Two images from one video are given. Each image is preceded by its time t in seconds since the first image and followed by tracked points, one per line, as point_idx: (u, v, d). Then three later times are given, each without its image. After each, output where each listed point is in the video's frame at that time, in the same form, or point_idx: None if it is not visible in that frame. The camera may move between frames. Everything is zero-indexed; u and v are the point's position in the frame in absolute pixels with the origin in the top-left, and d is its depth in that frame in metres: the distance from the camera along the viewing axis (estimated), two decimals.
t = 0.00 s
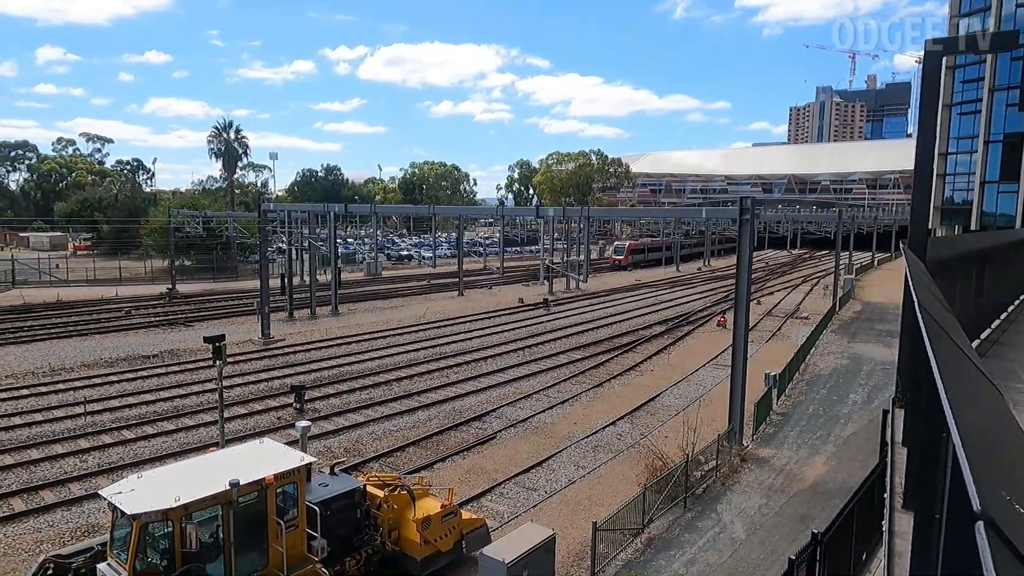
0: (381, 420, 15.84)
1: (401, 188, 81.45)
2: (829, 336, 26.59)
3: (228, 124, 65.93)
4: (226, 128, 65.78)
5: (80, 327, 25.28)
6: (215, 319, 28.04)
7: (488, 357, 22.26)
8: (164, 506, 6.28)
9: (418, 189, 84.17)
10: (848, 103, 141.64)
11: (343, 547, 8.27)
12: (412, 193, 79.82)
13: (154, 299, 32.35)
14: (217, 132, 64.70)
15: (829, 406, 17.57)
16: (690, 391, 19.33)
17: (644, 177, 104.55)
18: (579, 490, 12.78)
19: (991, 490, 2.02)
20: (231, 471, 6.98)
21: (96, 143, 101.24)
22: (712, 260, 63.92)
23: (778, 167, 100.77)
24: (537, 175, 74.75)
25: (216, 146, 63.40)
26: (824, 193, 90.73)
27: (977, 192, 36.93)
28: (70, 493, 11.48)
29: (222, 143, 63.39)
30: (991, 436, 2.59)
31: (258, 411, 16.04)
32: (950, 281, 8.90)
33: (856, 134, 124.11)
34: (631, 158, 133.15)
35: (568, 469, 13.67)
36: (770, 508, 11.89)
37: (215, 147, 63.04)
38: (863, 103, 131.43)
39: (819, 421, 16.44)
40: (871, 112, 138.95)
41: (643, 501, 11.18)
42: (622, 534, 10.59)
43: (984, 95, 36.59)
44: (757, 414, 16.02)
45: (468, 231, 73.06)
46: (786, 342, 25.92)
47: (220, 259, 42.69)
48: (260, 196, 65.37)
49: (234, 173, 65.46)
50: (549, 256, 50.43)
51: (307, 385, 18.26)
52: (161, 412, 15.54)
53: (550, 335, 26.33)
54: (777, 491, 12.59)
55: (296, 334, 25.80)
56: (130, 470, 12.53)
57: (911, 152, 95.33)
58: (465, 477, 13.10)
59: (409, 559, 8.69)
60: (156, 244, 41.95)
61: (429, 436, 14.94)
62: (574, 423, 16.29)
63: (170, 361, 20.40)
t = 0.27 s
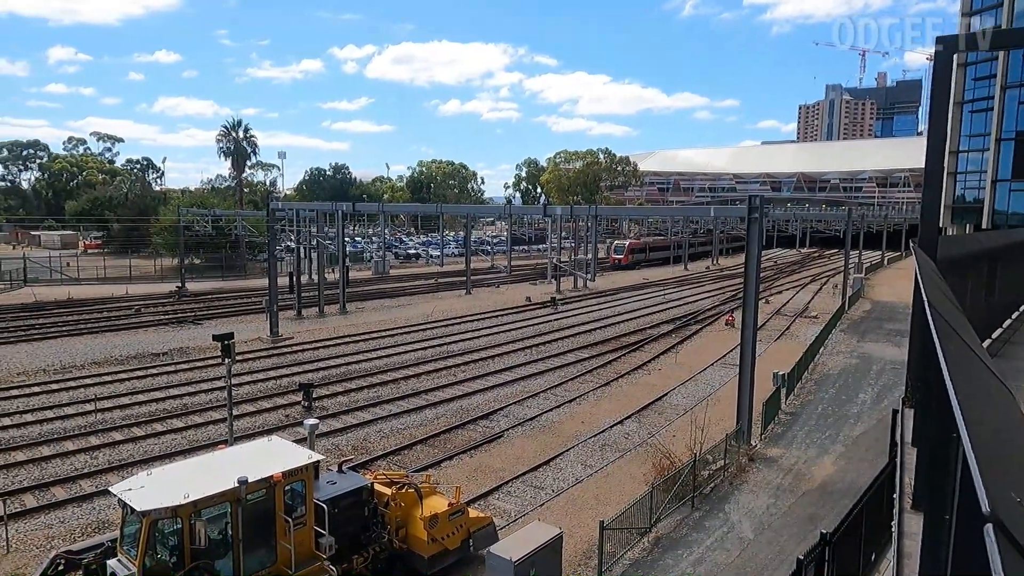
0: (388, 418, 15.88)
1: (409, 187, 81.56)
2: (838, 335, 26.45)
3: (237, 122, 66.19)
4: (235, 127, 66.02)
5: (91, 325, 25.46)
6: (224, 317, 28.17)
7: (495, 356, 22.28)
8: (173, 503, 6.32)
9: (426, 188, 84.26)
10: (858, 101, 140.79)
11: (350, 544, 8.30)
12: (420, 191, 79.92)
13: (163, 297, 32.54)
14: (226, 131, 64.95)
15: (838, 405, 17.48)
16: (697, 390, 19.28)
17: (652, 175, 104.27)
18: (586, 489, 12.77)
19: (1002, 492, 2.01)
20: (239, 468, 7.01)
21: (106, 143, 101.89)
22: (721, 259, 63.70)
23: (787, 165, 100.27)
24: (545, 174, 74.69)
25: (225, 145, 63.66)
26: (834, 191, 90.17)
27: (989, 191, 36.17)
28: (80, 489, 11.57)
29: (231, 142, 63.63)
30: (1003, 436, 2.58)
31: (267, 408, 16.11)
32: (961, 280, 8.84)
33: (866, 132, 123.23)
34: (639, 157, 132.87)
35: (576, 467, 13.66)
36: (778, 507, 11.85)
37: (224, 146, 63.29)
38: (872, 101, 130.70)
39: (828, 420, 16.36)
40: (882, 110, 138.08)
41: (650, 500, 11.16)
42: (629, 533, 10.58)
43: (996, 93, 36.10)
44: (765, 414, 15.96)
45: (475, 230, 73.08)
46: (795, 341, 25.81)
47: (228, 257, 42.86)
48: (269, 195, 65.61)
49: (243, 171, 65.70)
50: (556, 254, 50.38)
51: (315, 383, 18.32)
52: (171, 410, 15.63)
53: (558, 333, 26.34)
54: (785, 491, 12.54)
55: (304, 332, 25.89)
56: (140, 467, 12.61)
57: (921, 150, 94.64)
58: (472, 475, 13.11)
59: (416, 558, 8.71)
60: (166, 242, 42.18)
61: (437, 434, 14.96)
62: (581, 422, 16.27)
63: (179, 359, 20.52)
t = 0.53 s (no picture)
0: (397, 416, 15.93)
1: (417, 185, 81.68)
2: (848, 334, 26.30)
3: (246, 121, 66.51)
4: (244, 125, 66.26)
5: (102, 322, 25.65)
6: (233, 315, 28.30)
7: (503, 353, 22.30)
8: (183, 498, 6.36)
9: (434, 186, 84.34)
10: (869, 98, 139.79)
11: (359, 540, 8.31)
12: (428, 189, 80.00)
13: (174, 294, 32.75)
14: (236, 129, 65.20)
15: (848, 405, 17.38)
16: (706, 389, 19.24)
17: (661, 173, 103.94)
18: (593, 487, 12.76)
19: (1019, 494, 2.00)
20: (249, 464, 7.04)
21: (116, 141, 102.59)
22: (730, 257, 63.46)
23: (797, 163, 99.71)
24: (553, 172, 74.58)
25: (235, 143, 63.92)
26: (844, 189, 89.59)
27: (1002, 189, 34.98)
28: (92, 485, 11.67)
29: (240, 141, 63.86)
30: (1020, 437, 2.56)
31: (276, 405, 16.19)
32: (973, 279, 8.77)
33: (877, 129, 122.24)
34: (647, 154, 132.50)
35: (583, 465, 13.66)
36: (787, 506, 11.80)
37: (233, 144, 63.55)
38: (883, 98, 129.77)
39: (837, 419, 16.28)
40: (893, 108, 137.17)
41: (658, 499, 11.14)
42: (637, 531, 10.57)
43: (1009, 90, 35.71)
44: (774, 412, 15.89)
45: (483, 227, 73.11)
46: (805, 340, 25.66)
47: (238, 255, 43.05)
48: (277, 193, 65.84)
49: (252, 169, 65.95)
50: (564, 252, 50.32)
51: (323, 380, 18.41)
52: (181, 406, 15.74)
53: (566, 331, 26.31)
54: (794, 490, 12.49)
55: (313, 330, 25.98)
56: (150, 463, 12.70)
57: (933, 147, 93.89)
58: (480, 472, 13.12)
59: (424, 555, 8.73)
60: (176, 240, 42.44)
61: (445, 432, 15.00)
62: (589, 420, 16.25)
63: (189, 355, 20.65)
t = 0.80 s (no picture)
0: (405, 412, 15.98)
1: (425, 181, 81.76)
2: (858, 331, 26.17)
3: (256, 118, 66.74)
4: (253, 122, 66.49)
5: (113, 318, 25.84)
6: (243, 311, 28.45)
7: (511, 350, 22.31)
8: (193, 493, 6.40)
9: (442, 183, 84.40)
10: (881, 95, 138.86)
11: (367, 536, 8.36)
12: (436, 186, 80.08)
13: (184, 291, 32.94)
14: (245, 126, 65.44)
15: (858, 402, 17.31)
16: (714, 386, 19.20)
17: (669, 170, 103.57)
18: (601, 484, 12.76)
19: None
20: (258, 460, 7.08)
21: (127, 138, 103.21)
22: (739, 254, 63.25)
23: (807, 159, 99.17)
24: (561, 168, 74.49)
25: (244, 140, 64.15)
26: (854, 185, 88.95)
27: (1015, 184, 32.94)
28: (103, 479, 11.77)
29: (250, 138, 64.09)
30: None
31: (285, 401, 16.27)
32: (985, 277, 8.71)
33: (889, 125, 121.25)
34: (656, 151, 132.09)
35: (591, 462, 13.66)
36: (796, 504, 11.76)
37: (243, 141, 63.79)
38: (894, 94, 128.84)
39: (847, 417, 16.21)
40: (905, 103, 136.21)
41: (666, 496, 11.12)
42: (645, 528, 10.56)
43: None
44: (783, 410, 15.84)
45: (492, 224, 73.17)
46: (814, 338, 25.56)
47: (247, 252, 43.24)
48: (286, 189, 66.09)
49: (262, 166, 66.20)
50: (573, 249, 50.27)
51: (332, 376, 18.49)
52: (191, 402, 15.84)
53: (574, 328, 26.31)
54: (803, 488, 12.44)
55: (322, 326, 26.10)
56: (160, 459, 12.79)
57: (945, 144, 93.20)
58: (488, 469, 13.15)
59: (432, 551, 8.77)
60: (186, 236, 42.68)
61: (453, 428, 15.03)
62: (597, 417, 16.25)
63: (199, 352, 20.79)
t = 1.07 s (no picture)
0: (413, 408, 16.03)
1: (434, 177, 81.82)
2: (869, 328, 26.00)
3: (265, 114, 66.96)
4: (262, 119, 66.72)
5: (124, 313, 26.04)
6: (253, 306, 28.61)
7: (519, 346, 22.31)
8: (204, 488, 6.44)
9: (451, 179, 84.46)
10: (893, 90, 137.75)
11: (376, 531, 8.40)
12: (445, 182, 80.14)
13: (194, 286, 33.15)
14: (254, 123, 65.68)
15: (868, 400, 17.21)
16: (723, 383, 19.14)
17: (679, 166, 103.18)
18: (609, 480, 12.76)
19: None
20: (268, 455, 7.13)
21: (138, 135, 103.82)
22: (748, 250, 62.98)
23: (818, 155, 98.54)
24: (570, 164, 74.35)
25: (253, 136, 64.39)
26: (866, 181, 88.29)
27: None
28: (115, 472, 11.88)
29: (259, 134, 64.32)
30: None
31: (295, 396, 16.36)
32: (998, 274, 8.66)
33: (901, 120, 120.12)
34: (665, 147, 131.63)
35: (599, 459, 13.65)
36: (805, 502, 11.72)
37: (252, 137, 64.03)
38: (906, 89, 127.81)
39: (857, 414, 16.13)
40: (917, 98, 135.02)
41: (674, 493, 11.11)
42: (654, 525, 10.55)
43: None
44: (792, 406, 15.77)
45: (500, 220, 73.16)
46: (824, 334, 25.42)
47: (257, 248, 43.45)
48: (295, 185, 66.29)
49: (271, 162, 66.42)
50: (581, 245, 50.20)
51: (341, 372, 18.56)
52: (201, 396, 15.96)
53: (583, 325, 26.28)
54: (812, 485, 12.39)
55: (331, 322, 26.20)
56: (171, 453, 12.89)
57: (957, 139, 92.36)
58: (496, 465, 13.17)
59: (440, 546, 8.83)
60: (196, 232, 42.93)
61: (461, 424, 15.06)
62: (605, 413, 16.24)
63: (210, 347, 20.93)
